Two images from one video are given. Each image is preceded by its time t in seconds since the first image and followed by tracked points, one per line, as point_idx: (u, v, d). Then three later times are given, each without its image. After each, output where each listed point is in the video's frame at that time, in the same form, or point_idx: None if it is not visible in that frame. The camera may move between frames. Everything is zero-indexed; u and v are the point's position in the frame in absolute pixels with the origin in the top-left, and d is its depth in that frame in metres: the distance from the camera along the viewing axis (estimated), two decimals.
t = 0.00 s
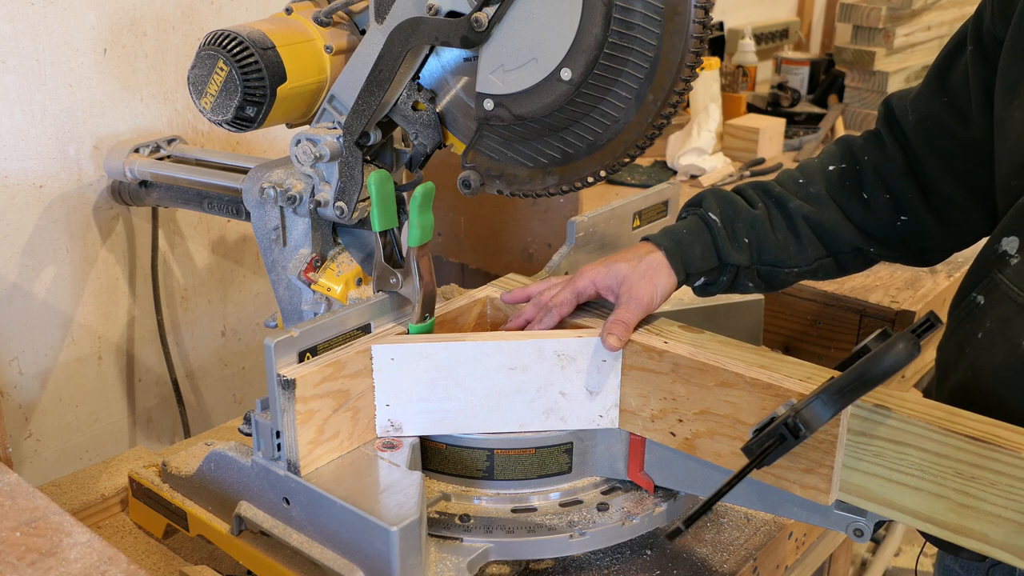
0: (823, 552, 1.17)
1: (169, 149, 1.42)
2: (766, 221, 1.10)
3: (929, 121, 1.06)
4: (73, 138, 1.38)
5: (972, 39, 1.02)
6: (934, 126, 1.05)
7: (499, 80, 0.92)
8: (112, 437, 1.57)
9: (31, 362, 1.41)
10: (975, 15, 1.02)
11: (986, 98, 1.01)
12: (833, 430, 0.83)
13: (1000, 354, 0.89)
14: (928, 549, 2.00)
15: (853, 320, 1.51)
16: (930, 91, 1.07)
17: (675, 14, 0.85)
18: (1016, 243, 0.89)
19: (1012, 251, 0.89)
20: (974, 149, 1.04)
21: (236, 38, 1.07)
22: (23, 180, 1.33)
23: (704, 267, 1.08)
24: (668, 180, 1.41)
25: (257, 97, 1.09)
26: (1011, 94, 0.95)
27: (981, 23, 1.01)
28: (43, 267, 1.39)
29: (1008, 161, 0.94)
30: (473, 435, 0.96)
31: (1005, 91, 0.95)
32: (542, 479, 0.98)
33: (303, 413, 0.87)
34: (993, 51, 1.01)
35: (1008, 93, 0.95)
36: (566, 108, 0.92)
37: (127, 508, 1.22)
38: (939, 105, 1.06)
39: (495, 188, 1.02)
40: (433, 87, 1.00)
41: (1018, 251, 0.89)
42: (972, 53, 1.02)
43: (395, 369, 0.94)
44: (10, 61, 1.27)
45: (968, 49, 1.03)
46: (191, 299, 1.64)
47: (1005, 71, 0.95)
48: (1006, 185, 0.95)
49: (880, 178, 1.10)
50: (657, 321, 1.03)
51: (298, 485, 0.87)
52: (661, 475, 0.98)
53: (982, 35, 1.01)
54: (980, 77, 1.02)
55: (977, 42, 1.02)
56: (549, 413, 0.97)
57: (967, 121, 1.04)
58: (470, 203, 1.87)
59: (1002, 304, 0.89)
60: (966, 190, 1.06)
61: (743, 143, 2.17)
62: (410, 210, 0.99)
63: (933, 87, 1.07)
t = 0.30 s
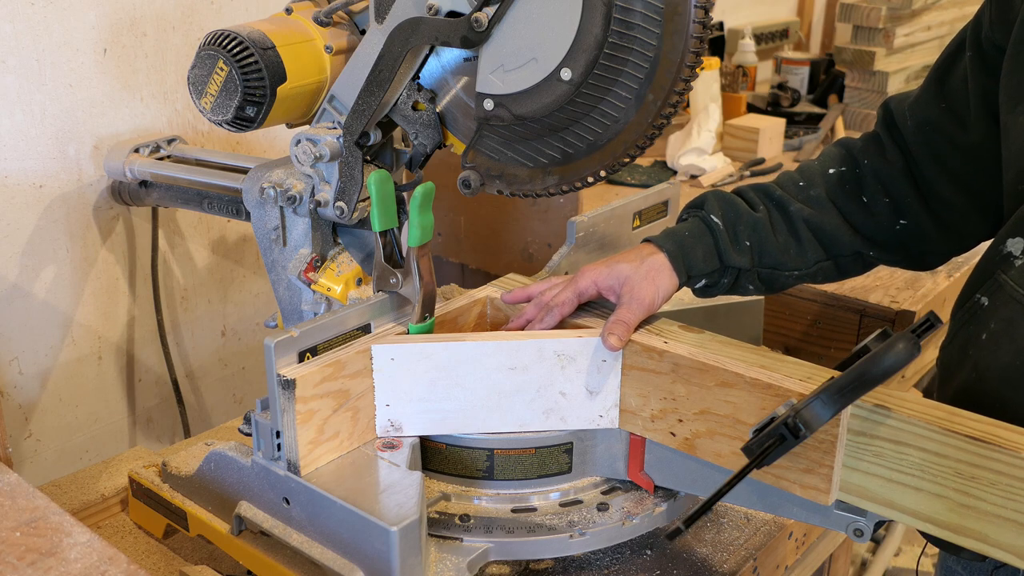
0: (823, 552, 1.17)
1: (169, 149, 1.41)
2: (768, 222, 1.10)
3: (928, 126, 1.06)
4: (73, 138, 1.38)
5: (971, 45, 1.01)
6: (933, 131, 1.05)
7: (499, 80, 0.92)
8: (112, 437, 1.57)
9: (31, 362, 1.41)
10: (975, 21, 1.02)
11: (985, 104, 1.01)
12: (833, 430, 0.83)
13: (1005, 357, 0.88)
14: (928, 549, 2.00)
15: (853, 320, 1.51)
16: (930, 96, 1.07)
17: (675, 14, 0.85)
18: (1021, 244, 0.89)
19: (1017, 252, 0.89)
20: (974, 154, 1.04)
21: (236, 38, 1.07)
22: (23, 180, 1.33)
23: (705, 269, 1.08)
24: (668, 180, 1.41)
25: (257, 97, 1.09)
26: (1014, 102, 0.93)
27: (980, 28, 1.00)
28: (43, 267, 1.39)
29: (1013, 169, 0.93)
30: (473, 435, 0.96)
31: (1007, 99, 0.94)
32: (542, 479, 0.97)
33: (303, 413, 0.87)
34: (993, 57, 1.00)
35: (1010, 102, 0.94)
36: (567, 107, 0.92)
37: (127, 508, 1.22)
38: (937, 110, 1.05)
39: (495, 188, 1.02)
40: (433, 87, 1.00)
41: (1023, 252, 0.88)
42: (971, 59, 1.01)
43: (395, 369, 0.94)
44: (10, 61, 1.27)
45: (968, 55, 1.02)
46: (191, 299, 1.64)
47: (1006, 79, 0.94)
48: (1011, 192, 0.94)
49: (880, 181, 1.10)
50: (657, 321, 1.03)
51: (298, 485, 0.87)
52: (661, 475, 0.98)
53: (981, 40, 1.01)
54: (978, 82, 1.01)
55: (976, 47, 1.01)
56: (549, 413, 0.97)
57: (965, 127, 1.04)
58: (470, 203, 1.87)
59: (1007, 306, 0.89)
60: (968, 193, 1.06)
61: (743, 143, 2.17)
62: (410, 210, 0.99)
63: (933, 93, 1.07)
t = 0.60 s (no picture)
0: (823, 552, 1.17)
1: (169, 149, 1.41)
2: (768, 223, 1.10)
3: (929, 124, 1.06)
4: (73, 138, 1.38)
5: (974, 42, 1.00)
6: (934, 130, 1.05)
7: (499, 80, 0.92)
8: (112, 437, 1.57)
9: (31, 362, 1.41)
10: (978, 17, 1.01)
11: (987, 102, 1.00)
12: (833, 430, 0.83)
13: (1008, 357, 0.88)
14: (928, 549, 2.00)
15: (853, 320, 1.51)
16: (931, 94, 1.06)
17: (675, 14, 0.85)
18: None
19: (1020, 254, 0.89)
20: (975, 152, 1.04)
21: (236, 38, 1.07)
22: (23, 180, 1.33)
23: (706, 269, 1.07)
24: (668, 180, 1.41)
25: (257, 97, 1.09)
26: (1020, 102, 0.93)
27: (983, 25, 1.00)
28: (43, 267, 1.39)
29: (1018, 170, 0.93)
30: (473, 435, 0.96)
31: (1012, 98, 0.94)
32: (542, 479, 0.97)
33: (303, 413, 0.87)
34: (996, 55, 0.99)
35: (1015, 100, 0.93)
36: (567, 107, 0.92)
37: (127, 509, 1.22)
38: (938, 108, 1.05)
39: (495, 188, 1.02)
40: (433, 87, 1.00)
41: None
42: (974, 56, 1.00)
43: (395, 369, 0.94)
44: (10, 61, 1.27)
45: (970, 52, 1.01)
46: (191, 299, 1.64)
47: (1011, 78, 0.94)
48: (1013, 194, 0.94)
49: (880, 181, 1.11)
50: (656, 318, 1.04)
51: (298, 485, 0.87)
52: (661, 475, 0.98)
53: (983, 38, 1.00)
54: (980, 80, 1.00)
55: (978, 45, 1.00)
56: (549, 413, 0.97)
57: (966, 124, 1.04)
58: (470, 203, 1.87)
59: (1009, 307, 0.89)
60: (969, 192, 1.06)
61: (743, 143, 2.17)
62: (410, 210, 0.99)
63: (934, 91, 1.06)
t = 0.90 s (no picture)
0: (823, 552, 1.17)
1: (169, 149, 1.42)
2: (768, 222, 1.10)
3: (931, 122, 1.06)
4: (73, 138, 1.38)
5: (977, 40, 1.00)
6: (936, 126, 1.05)
7: (499, 80, 0.92)
8: (112, 437, 1.57)
9: (31, 362, 1.41)
10: (981, 15, 1.01)
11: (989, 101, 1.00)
12: (833, 430, 0.83)
13: (1008, 356, 0.88)
14: (928, 549, 2.00)
15: (853, 320, 1.51)
16: (933, 91, 1.06)
17: (675, 14, 0.85)
18: None
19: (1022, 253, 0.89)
20: (977, 149, 1.03)
21: (236, 38, 1.07)
22: (23, 180, 1.33)
23: (706, 268, 1.08)
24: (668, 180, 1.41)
25: (257, 97, 1.09)
26: None
27: (987, 23, 1.00)
28: (43, 267, 1.39)
29: (1022, 166, 0.92)
30: (473, 435, 0.96)
31: (1016, 94, 0.93)
32: (542, 479, 0.97)
33: (303, 413, 0.87)
34: (999, 53, 0.99)
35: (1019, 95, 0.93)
36: (567, 108, 0.92)
37: (127, 508, 1.22)
38: (941, 105, 1.05)
39: (495, 188, 1.02)
40: (433, 87, 1.00)
41: None
42: (978, 53, 1.01)
43: (395, 369, 0.94)
44: (10, 61, 1.27)
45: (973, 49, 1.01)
46: (191, 299, 1.64)
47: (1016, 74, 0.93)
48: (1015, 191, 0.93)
49: (881, 178, 1.10)
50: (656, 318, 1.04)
51: (299, 485, 0.87)
52: (661, 475, 0.98)
53: (987, 35, 1.00)
54: (984, 77, 1.00)
55: (982, 41, 1.00)
56: (549, 413, 0.97)
57: (968, 122, 1.03)
58: (470, 203, 1.87)
59: (1010, 306, 0.89)
60: (970, 190, 1.05)
61: (743, 144, 2.16)
62: (410, 210, 0.99)
63: (937, 87, 1.06)
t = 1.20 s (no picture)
0: (823, 552, 1.17)
1: (169, 149, 1.42)
2: (767, 212, 1.08)
3: (921, 123, 1.07)
4: (73, 138, 1.38)
5: (971, 45, 1.01)
6: (927, 127, 1.06)
7: (499, 80, 0.92)
8: (113, 437, 1.57)
9: (31, 362, 1.41)
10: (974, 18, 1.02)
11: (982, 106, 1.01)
12: (833, 430, 0.82)
13: (1009, 358, 0.88)
14: (928, 549, 2.00)
15: (853, 320, 1.51)
16: (924, 91, 1.07)
17: (675, 14, 0.85)
18: None
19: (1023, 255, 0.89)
20: (966, 151, 1.05)
21: (236, 38, 1.07)
22: (23, 180, 1.33)
23: (704, 257, 1.05)
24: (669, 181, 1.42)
25: (257, 97, 1.09)
26: None
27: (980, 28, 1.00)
28: (43, 267, 1.39)
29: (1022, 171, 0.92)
30: (473, 435, 0.96)
31: (1016, 99, 0.93)
32: (542, 479, 0.97)
33: (303, 413, 0.87)
34: (994, 58, 1.00)
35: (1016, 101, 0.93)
36: (567, 107, 0.92)
37: (127, 508, 1.22)
38: (931, 107, 1.06)
39: (495, 188, 1.02)
40: (433, 87, 1.00)
41: None
42: (970, 57, 1.01)
43: (395, 369, 0.94)
44: (10, 61, 1.27)
45: (966, 53, 1.02)
46: (191, 299, 1.64)
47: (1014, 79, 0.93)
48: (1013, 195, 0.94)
49: (875, 172, 1.10)
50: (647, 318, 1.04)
51: (298, 485, 0.87)
52: (661, 475, 0.98)
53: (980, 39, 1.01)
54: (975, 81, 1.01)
55: (976, 46, 1.01)
56: (549, 413, 0.97)
57: (957, 124, 1.05)
58: (470, 203, 1.87)
59: (1010, 307, 0.89)
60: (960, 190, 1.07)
61: (743, 144, 2.16)
62: (410, 210, 0.99)
63: (927, 88, 1.07)
